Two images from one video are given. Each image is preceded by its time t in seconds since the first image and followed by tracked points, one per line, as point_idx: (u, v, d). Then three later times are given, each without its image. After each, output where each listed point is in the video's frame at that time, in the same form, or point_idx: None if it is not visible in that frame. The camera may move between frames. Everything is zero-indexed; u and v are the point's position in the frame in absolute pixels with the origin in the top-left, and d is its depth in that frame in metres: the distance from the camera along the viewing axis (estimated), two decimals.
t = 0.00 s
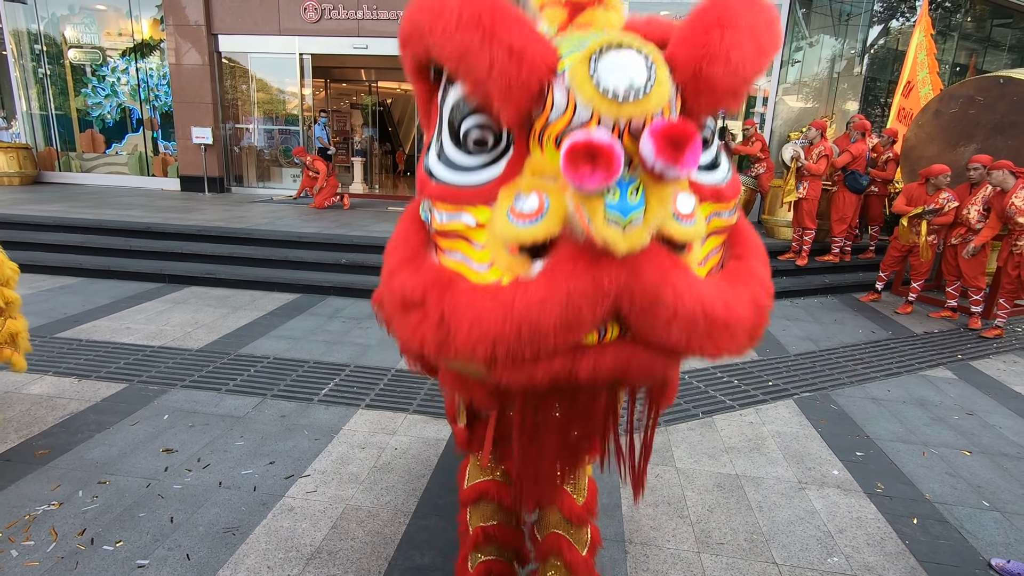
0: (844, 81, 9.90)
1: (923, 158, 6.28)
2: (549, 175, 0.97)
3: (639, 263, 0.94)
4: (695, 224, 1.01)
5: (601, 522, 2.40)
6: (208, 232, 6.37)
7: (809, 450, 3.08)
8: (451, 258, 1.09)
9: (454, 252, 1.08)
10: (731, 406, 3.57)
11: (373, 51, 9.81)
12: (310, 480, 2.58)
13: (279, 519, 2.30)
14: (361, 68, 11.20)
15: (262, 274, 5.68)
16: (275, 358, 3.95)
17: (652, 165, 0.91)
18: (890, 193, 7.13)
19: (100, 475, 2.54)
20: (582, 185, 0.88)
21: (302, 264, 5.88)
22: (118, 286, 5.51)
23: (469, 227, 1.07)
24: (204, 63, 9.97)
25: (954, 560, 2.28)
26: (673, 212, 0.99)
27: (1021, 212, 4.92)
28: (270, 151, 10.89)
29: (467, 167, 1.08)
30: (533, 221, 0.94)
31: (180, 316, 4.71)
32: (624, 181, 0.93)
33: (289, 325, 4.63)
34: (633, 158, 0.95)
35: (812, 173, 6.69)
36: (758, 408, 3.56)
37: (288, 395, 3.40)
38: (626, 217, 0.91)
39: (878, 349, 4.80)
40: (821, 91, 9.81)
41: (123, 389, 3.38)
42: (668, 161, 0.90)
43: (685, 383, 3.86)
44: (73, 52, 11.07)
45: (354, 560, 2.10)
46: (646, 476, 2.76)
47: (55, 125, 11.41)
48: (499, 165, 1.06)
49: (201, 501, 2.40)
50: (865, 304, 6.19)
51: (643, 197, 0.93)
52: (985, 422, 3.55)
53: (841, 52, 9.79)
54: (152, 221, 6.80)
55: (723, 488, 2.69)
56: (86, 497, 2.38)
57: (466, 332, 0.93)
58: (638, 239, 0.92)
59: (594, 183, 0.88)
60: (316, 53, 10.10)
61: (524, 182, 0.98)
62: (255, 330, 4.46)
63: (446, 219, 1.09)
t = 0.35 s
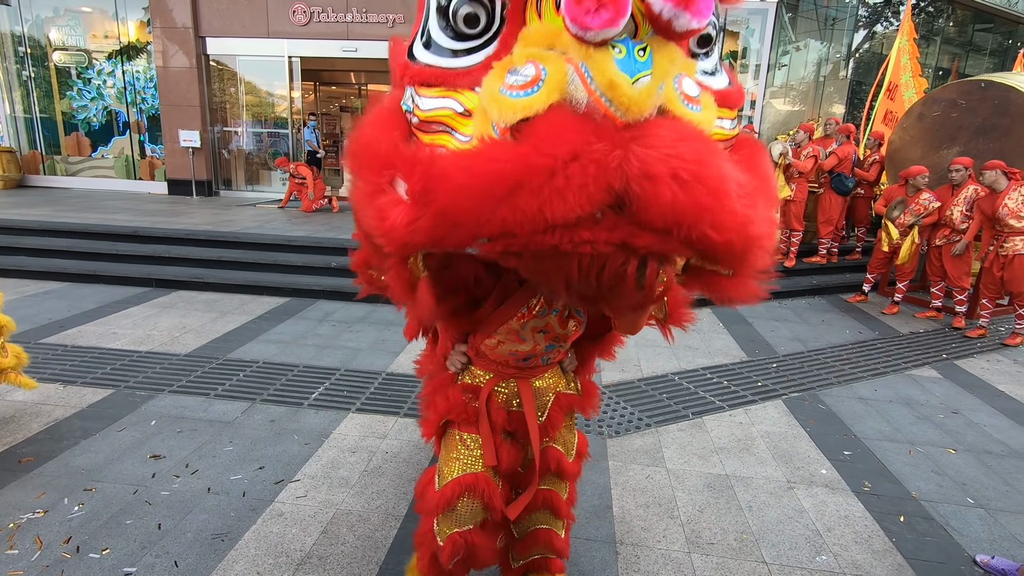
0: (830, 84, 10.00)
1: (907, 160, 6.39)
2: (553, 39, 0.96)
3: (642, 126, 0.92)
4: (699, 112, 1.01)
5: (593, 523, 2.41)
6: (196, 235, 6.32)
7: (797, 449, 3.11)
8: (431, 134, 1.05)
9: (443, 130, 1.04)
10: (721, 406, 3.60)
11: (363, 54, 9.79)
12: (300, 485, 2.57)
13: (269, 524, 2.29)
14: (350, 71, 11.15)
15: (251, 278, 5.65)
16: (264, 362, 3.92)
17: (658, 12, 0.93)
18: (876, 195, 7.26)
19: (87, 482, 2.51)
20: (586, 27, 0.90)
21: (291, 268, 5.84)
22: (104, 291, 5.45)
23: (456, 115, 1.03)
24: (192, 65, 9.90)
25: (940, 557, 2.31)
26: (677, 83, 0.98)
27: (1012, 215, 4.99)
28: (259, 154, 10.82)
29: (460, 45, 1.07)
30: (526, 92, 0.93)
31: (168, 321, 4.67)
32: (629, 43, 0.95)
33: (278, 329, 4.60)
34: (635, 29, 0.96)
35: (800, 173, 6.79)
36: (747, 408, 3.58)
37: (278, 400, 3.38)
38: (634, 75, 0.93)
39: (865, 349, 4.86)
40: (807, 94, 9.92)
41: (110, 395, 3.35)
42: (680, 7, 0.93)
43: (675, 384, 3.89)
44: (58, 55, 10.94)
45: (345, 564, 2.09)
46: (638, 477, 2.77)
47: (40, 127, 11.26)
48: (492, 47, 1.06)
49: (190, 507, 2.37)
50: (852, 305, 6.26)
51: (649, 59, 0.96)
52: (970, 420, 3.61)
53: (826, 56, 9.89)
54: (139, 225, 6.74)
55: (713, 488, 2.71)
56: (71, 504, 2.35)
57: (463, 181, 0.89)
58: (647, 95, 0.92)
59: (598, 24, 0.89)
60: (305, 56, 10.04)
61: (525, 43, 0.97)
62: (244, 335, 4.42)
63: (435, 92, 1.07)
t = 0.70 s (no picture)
0: (816, 86, 10.12)
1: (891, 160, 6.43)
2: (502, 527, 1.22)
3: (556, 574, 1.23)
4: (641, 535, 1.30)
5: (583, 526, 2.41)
6: (184, 242, 6.27)
7: (786, 448, 3.13)
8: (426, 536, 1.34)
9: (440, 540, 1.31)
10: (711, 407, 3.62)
11: (352, 58, 9.80)
12: (290, 491, 2.55)
13: (259, 532, 2.27)
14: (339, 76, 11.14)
15: (240, 284, 5.61)
16: (254, 368, 3.90)
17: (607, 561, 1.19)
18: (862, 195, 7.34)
19: (73, 492, 2.48)
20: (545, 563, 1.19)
21: (281, 273, 5.81)
22: (90, 299, 5.39)
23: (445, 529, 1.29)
24: (180, 70, 9.89)
25: (927, 553, 2.33)
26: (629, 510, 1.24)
27: (998, 214, 5.08)
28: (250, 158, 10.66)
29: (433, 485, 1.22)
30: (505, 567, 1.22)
31: (156, 328, 4.63)
32: (583, 561, 1.21)
33: (268, 335, 4.57)
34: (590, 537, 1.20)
35: (787, 174, 6.84)
36: (737, 408, 3.61)
37: (268, 406, 3.36)
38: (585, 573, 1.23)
39: (853, 348, 4.90)
40: (794, 96, 10.03)
41: (96, 404, 3.31)
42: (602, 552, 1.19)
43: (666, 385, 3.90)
44: (43, 61, 10.84)
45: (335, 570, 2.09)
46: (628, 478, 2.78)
47: (25, 134, 11.15)
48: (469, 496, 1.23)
49: (178, 515, 2.35)
50: (840, 304, 6.31)
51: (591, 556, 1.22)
52: (956, 417, 3.65)
53: (812, 58, 10.00)
54: (126, 232, 6.68)
55: (703, 488, 2.72)
56: (57, 515, 2.32)
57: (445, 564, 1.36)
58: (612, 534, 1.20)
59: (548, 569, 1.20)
60: (294, 60, 10.02)
61: (496, 524, 1.21)
62: (232, 341, 4.39)
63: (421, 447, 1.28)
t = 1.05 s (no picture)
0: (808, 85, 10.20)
1: (884, 157, 6.47)
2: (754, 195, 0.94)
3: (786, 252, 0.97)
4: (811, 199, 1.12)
5: (579, 523, 2.41)
6: (176, 243, 6.23)
7: (781, 444, 3.14)
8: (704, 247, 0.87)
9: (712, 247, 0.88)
10: (706, 403, 3.62)
11: (344, 59, 9.75)
12: (283, 492, 2.53)
13: (251, 534, 2.25)
14: (332, 77, 11.08)
15: (233, 285, 5.58)
16: (247, 370, 3.87)
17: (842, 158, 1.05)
18: (854, 192, 7.39)
19: (63, 496, 2.45)
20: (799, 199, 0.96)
21: (274, 274, 5.79)
22: (81, 301, 5.34)
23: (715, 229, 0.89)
24: (171, 72, 9.84)
25: (920, 547, 2.34)
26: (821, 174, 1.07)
27: (997, 210, 5.08)
28: (242, 160, 10.59)
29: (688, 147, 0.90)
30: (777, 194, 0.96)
31: (148, 330, 4.59)
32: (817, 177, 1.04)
33: (261, 336, 4.55)
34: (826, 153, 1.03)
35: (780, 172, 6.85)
36: (731, 405, 3.61)
37: (261, 407, 3.34)
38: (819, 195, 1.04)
39: (847, 344, 4.92)
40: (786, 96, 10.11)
41: (86, 407, 3.28)
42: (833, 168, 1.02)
43: (660, 383, 3.91)
44: (31, 62, 10.74)
45: (329, 570, 2.07)
46: (623, 476, 2.77)
47: (14, 136, 11.07)
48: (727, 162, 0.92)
49: (170, 518, 2.33)
50: (833, 301, 6.34)
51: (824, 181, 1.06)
52: (949, 411, 3.67)
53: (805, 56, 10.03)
54: (118, 234, 6.63)
55: (698, 485, 2.72)
56: (47, 519, 2.30)
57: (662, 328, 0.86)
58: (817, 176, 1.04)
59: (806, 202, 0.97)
60: (286, 61, 9.97)
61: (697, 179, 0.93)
62: (225, 343, 4.36)
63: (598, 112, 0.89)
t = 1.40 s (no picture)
0: (800, 81, 10.21)
1: (875, 153, 6.47)
2: (580, 60, 1.02)
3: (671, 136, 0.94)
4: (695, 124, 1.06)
5: (571, 520, 2.41)
6: (167, 242, 6.18)
7: (773, 439, 3.15)
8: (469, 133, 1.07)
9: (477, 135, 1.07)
10: (698, 400, 3.64)
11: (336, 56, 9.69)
12: (275, 492, 2.53)
13: (244, 534, 2.24)
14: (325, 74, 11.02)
15: (225, 284, 5.55)
16: (239, 369, 3.85)
17: (682, 46, 1.01)
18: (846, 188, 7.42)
19: (52, 497, 2.43)
20: (623, 55, 0.95)
21: (266, 273, 5.76)
22: (71, 302, 5.30)
23: (490, 115, 1.06)
24: (161, 70, 9.76)
25: (910, 540, 2.36)
26: (681, 105, 1.05)
27: (995, 206, 5.10)
28: (234, 159, 10.54)
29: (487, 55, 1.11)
30: (558, 97, 0.97)
31: (139, 330, 4.56)
32: (652, 67, 1.01)
33: (253, 336, 4.53)
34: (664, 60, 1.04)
35: (772, 169, 6.84)
36: (724, 401, 3.62)
37: (253, 407, 3.32)
38: (656, 92, 0.98)
39: (839, 340, 4.95)
40: (778, 92, 10.11)
41: (76, 408, 3.25)
42: (697, 44, 1.00)
43: (653, 379, 3.92)
44: (19, 60, 10.63)
45: (322, 569, 2.07)
46: (617, 472, 2.78)
47: (3, 135, 10.96)
48: (523, 59, 1.07)
49: (161, 519, 2.32)
50: (825, 297, 6.37)
51: (666, 79, 1.01)
52: (939, 406, 3.70)
53: (797, 53, 10.07)
54: (108, 233, 6.57)
55: (691, 480, 2.73)
56: (37, 521, 2.28)
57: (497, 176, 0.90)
58: (662, 109, 0.97)
59: (636, 56, 0.95)
60: (278, 60, 9.91)
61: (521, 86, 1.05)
62: (217, 342, 4.34)
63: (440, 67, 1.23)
